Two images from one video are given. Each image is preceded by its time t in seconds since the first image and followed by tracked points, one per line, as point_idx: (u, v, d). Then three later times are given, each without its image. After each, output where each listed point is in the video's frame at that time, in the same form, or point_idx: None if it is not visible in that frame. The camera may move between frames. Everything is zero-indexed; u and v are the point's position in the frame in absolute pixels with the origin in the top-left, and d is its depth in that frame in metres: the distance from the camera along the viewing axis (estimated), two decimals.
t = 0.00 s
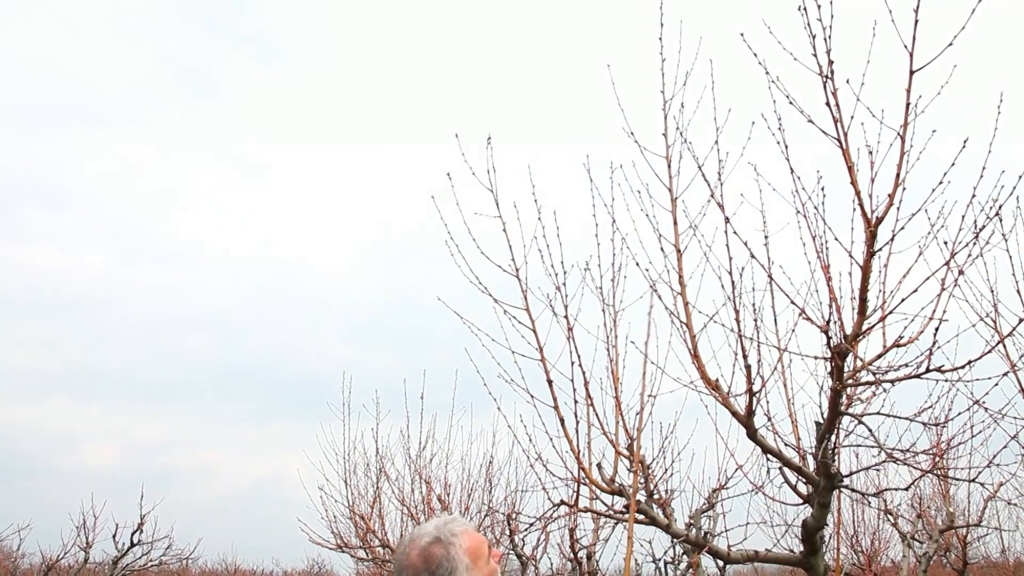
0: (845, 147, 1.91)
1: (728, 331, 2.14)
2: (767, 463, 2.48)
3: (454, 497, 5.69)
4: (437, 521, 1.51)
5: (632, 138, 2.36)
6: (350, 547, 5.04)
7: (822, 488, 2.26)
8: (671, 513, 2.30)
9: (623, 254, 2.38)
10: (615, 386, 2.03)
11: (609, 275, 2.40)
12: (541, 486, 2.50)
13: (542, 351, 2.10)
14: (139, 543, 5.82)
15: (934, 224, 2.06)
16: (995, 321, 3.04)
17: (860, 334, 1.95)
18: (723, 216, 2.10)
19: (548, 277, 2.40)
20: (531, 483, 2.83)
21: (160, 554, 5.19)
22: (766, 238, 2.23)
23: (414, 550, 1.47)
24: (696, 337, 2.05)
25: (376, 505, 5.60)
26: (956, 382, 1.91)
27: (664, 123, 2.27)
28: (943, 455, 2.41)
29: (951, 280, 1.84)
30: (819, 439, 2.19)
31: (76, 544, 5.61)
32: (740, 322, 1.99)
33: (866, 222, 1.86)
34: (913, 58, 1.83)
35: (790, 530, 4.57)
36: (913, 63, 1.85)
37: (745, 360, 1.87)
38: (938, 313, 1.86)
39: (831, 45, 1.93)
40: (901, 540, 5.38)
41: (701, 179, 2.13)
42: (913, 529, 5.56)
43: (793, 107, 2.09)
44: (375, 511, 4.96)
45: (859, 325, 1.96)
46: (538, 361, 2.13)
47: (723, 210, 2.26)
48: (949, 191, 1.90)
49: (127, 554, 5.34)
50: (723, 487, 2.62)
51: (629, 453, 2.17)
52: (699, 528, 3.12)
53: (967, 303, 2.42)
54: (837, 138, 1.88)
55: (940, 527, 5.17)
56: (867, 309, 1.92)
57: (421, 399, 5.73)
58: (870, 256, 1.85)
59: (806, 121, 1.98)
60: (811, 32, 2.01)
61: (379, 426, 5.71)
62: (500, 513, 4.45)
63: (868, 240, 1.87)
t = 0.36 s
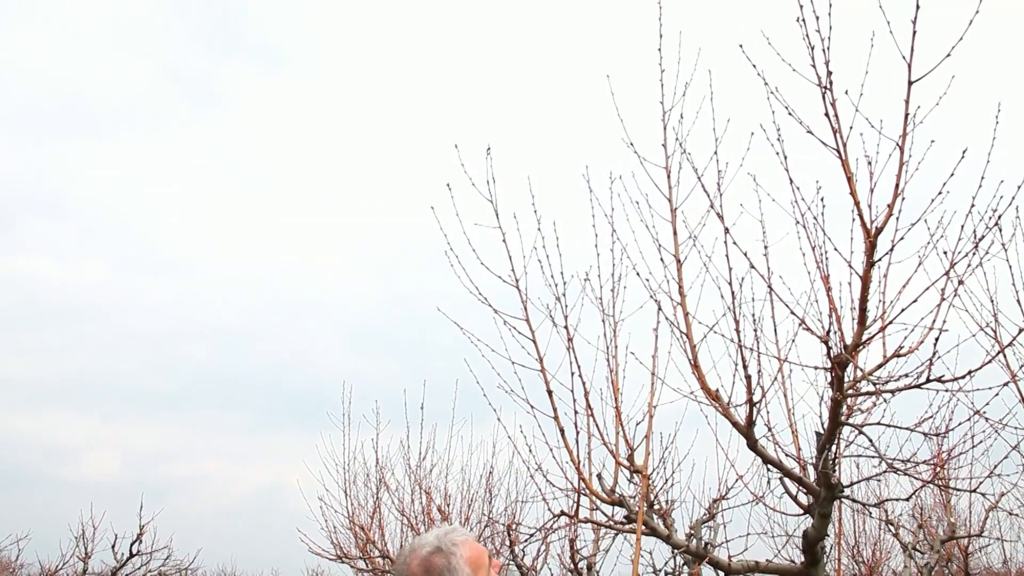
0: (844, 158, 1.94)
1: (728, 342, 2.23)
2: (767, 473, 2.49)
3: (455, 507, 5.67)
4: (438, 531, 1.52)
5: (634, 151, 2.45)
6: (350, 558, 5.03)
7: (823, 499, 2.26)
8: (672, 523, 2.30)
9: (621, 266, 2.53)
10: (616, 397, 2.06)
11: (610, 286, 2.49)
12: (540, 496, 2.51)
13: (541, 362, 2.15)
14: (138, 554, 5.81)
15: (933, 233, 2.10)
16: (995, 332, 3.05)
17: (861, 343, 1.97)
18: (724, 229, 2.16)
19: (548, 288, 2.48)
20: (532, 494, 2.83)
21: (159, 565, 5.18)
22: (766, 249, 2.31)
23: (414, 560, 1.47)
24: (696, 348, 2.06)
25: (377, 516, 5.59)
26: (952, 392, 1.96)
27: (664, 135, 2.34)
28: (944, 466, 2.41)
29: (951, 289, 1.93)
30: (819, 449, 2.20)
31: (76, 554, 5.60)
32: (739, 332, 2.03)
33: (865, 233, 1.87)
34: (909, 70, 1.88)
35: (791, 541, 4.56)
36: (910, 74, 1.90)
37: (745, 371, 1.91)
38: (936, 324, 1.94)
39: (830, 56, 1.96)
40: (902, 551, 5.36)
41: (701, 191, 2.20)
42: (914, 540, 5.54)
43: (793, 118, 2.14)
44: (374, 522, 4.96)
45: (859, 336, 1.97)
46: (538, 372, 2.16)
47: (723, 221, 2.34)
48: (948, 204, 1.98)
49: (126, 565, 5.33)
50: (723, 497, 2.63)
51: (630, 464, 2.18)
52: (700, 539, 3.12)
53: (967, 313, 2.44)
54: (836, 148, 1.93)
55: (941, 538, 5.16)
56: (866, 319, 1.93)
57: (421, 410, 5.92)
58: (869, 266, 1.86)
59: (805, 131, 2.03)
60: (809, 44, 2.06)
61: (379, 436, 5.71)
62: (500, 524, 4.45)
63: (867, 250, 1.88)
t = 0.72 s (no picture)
0: (844, 169, 1.96)
1: (729, 352, 2.25)
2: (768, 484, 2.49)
3: (454, 518, 5.67)
4: (437, 542, 1.52)
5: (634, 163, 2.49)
6: (350, 569, 5.02)
7: (823, 510, 2.26)
8: (672, 534, 2.31)
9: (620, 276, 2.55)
10: (616, 408, 2.07)
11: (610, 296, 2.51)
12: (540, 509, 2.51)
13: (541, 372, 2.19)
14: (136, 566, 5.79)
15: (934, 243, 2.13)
16: (995, 342, 3.07)
17: (861, 354, 1.98)
18: (724, 239, 2.20)
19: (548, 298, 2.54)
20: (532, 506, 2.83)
21: None
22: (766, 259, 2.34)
23: (414, 572, 1.47)
24: (696, 359, 2.07)
25: (376, 527, 5.58)
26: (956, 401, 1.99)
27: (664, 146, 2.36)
28: (945, 476, 2.41)
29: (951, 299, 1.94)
30: (820, 460, 2.20)
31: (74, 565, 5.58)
32: (740, 344, 2.06)
33: (864, 244, 1.88)
34: (908, 81, 1.91)
35: (792, 551, 4.54)
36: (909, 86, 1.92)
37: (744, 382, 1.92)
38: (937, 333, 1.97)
39: (829, 68, 1.99)
40: (904, 562, 5.35)
41: (701, 201, 2.23)
42: (915, 551, 5.53)
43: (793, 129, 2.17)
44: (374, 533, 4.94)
45: (859, 346, 1.98)
46: (538, 382, 2.20)
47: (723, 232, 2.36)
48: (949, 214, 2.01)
49: None
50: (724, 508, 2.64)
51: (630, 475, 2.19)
52: (701, 550, 3.12)
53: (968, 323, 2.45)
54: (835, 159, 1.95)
55: (942, 549, 5.14)
56: (866, 330, 1.94)
57: (421, 419, 5.69)
58: (869, 277, 1.88)
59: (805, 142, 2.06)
60: (808, 56, 2.09)
61: (379, 447, 5.71)
62: (500, 534, 4.44)
63: (866, 261, 1.89)
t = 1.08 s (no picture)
0: (844, 179, 1.97)
1: (729, 362, 2.26)
2: (768, 493, 2.50)
3: (454, 529, 5.66)
4: (438, 551, 1.52)
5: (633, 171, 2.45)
6: None
7: (824, 520, 2.27)
8: (673, 543, 2.32)
9: (621, 286, 2.53)
10: (617, 418, 2.08)
11: (610, 307, 2.52)
12: (541, 518, 2.52)
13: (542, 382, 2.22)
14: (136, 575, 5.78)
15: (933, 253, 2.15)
16: (994, 351, 3.08)
17: (861, 364, 1.98)
18: (724, 249, 2.21)
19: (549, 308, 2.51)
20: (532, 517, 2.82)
21: None
22: (767, 268, 2.36)
23: None
24: (696, 368, 2.08)
25: (376, 538, 5.57)
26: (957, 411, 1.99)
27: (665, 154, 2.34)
28: (946, 486, 2.41)
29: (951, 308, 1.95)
30: (821, 470, 2.21)
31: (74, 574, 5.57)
32: (740, 353, 2.07)
33: (865, 254, 1.89)
34: (908, 92, 1.92)
35: (793, 562, 4.53)
36: (908, 96, 1.94)
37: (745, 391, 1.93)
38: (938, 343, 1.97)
39: (830, 78, 2.00)
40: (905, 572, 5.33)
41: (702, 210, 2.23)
42: (917, 562, 5.51)
43: (794, 139, 2.18)
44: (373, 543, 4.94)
45: (859, 356, 1.99)
46: (539, 392, 2.23)
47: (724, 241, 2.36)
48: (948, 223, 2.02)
49: None
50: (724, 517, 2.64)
51: (631, 485, 2.20)
52: (701, 559, 3.11)
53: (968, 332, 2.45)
54: (835, 169, 1.97)
55: (944, 560, 5.13)
56: (867, 340, 1.95)
57: (421, 429, 5.30)
58: (869, 287, 1.88)
59: (805, 152, 2.07)
60: (808, 65, 2.10)
61: (379, 457, 5.72)
62: (500, 545, 4.43)
63: (866, 272, 1.90)
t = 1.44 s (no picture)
0: (843, 187, 1.99)
1: (729, 369, 2.27)
2: (769, 502, 2.50)
3: (455, 537, 5.66)
4: (445, 557, 1.53)
5: (636, 181, 2.53)
6: None
7: (825, 528, 2.27)
8: (673, 551, 2.32)
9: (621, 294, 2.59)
10: (617, 425, 2.09)
11: (610, 315, 2.59)
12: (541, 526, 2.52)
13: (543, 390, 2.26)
14: None
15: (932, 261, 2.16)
16: (995, 359, 3.08)
17: (861, 372, 1.99)
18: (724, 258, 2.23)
19: (549, 316, 2.57)
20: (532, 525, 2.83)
21: None
22: (767, 276, 2.37)
23: None
24: (696, 376, 2.09)
25: (376, 547, 5.56)
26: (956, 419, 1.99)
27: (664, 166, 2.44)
28: (947, 494, 2.41)
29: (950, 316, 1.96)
30: (821, 478, 2.21)
31: None
32: (740, 361, 2.08)
33: (864, 262, 1.90)
34: (907, 100, 1.95)
35: (793, 570, 4.51)
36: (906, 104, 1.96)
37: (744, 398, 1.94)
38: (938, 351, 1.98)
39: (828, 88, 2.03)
40: None
41: (699, 218, 2.32)
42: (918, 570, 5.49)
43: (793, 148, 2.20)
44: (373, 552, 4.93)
45: (859, 363, 1.99)
46: (540, 400, 2.26)
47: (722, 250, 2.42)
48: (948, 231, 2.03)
49: None
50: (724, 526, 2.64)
51: (631, 493, 2.21)
52: (702, 568, 3.11)
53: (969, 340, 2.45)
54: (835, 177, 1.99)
55: (945, 568, 5.11)
56: (867, 347, 1.96)
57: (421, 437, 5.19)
58: (869, 294, 1.90)
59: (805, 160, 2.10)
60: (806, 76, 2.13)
61: (379, 465, 5.73)
62: (501, 554, 4.43)
63: (866, 279, 1.91)
